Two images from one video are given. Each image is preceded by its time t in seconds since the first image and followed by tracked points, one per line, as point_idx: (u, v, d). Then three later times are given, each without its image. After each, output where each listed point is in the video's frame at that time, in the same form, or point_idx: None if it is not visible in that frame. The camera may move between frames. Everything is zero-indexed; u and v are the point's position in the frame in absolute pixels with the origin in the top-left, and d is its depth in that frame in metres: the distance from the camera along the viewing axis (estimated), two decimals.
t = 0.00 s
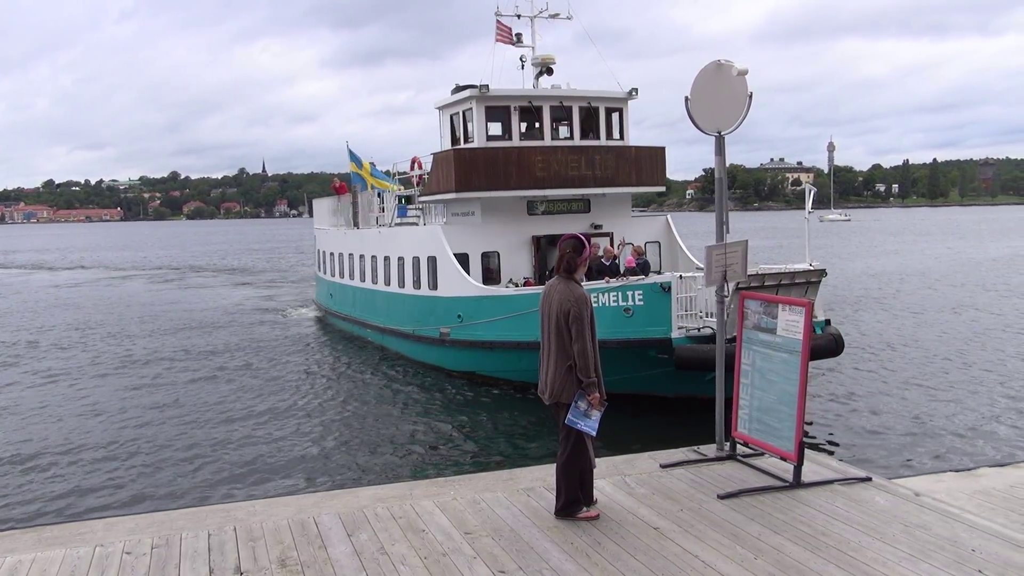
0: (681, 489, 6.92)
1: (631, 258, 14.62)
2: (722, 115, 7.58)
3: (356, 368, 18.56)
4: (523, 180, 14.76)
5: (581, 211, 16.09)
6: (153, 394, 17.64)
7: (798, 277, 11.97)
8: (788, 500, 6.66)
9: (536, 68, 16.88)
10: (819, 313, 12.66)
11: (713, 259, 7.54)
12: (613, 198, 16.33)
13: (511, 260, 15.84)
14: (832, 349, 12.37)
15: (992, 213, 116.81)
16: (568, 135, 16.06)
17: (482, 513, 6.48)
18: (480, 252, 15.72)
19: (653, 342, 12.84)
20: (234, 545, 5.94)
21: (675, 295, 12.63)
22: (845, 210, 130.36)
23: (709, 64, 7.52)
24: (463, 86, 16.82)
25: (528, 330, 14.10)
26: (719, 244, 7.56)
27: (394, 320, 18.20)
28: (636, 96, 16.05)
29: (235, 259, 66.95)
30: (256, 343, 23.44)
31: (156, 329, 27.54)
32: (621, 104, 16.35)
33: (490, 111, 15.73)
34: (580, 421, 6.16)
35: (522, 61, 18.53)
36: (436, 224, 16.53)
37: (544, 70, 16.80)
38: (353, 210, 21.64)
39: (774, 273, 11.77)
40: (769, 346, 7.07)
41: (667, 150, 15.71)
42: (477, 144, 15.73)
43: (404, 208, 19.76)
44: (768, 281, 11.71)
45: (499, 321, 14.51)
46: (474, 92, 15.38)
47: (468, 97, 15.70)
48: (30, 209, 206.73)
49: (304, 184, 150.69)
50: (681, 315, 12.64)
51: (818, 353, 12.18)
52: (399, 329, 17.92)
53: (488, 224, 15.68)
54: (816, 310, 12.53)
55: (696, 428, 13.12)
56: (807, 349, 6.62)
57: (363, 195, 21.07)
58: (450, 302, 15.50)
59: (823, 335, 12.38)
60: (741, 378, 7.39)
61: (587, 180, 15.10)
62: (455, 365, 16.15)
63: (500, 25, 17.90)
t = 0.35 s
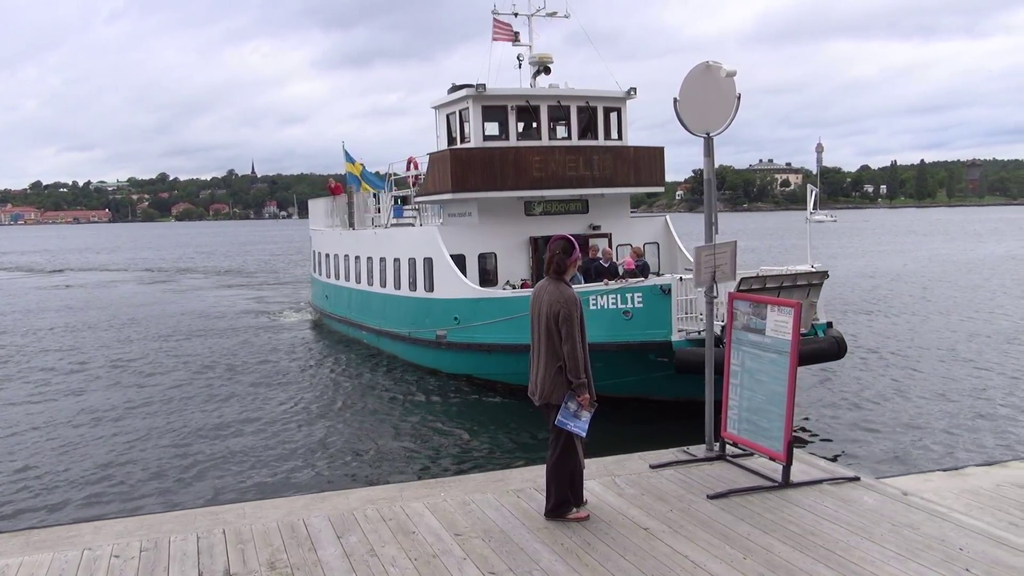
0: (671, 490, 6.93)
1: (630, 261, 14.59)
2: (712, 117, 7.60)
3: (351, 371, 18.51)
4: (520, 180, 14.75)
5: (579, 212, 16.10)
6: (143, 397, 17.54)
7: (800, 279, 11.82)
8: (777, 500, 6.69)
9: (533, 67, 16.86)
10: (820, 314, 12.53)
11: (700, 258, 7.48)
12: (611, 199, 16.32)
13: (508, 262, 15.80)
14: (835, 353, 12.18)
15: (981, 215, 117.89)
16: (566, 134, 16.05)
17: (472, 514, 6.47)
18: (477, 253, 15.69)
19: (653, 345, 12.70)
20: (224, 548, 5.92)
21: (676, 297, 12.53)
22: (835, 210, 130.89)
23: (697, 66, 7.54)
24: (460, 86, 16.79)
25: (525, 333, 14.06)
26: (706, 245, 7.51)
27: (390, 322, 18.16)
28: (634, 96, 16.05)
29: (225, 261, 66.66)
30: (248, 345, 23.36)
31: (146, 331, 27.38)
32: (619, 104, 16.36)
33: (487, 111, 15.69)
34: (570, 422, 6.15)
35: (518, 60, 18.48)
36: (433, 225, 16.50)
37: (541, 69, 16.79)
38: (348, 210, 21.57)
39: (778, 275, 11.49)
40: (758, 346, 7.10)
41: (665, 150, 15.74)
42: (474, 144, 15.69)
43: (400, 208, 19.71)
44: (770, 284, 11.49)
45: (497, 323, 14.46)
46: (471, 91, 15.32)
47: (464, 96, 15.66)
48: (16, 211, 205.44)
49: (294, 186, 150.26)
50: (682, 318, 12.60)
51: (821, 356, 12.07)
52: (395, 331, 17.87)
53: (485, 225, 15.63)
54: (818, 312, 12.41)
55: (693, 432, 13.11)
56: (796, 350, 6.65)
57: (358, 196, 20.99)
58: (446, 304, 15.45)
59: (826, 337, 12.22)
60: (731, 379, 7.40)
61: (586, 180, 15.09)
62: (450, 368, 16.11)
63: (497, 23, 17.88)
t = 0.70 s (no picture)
0: (660, 491, 6.95)
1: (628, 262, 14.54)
2: (700, 118, 7.62)
3: (343, 374, 18.47)
4: (518, 181, 14.67)
5: (576, 213, 16.08)
6: (133, 400, 17.44)
7: (801, 282, 11.52)
8: (765, 500, 6.71)
9: (531, 66, 16.86)
10: (821, 316, 12.39)
11: (691, 261, 7.52)
12: (610, 201, 16.27)
13: (505, 263, 15.74)
14: (837, 356, 12.10)
15: (967, 216, 118.62)
16: (564, 135, 16.02)
17: (462, 516, 6.47)
18: (473, 254, 15.65)
19: (652, 349, 12.51)
20: (212, 551, 5.90)
21: (676, 299, 12.31)
22: (824, 212, 131.47)
23: (685, 68, 7.55)
24: (457, 85, 16.75)
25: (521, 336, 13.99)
26: (697, 246, 7.57)
27: (384, 324, 18.09)
28: (633, 97, 16.04)
29: (217, 262, 66.30)
30: (240, 347, 23.26)
31: (137, 333, 27.23)
32: (617, 104, 16.31)
33: (484, 111, 15.68)
34: (560, 424, 6.14)
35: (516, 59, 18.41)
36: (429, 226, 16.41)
37: (540, 68, 16.80)
38: (344, 211, 21.50)
39: (779, 278, 11.40)
40: (746, 348, 7.12)
41: (663, 150, 15.66)
42: (470, 144, 15.67)
43: (396, 210, 19.63)
44: (772, 287, 11.39)
45: (493, 326, 14.39)
46: (469, 91, 15.28)
47: (461, 95, 15.62)
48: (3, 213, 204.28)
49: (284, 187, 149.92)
50: (681, 320, 12.41)
51: (823, 359, 11.96)
52: (390, 334, 17.79)
53: (481, 226, 15.55)
54: (821, 314, 12.29)
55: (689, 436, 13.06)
56: (784, 350, 6.68)
57: (353, 198, 20.83)
58: (442, 306, 15.36)
59: (828, 340, 12.11)
60: (719, 380, 7.42)
61: (583, 181, 14.97)
62: (445, 370, 16.03)
63: (494, 22, 17.87)
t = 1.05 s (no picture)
0: (648, 491, 6.96)
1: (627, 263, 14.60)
2: (688, 119, 7.64)
3: (334, 377, 18.42)
4: (514, 181, 14.57)
5: (574, 214, 16.03)
6: (122, 403, 17.36)
7: (803, 284, 11.49)
8: (753, 500, 6.74)
9: (528, 65, 16.84)
10: (823, 318, 12.24)
11: (679, 262, 7.52)
12: (607, 201, 16.26)
13: (502, 264, 15.66)
14: (837, 359, 11.88)
15: (953, 218, 119.35)
16: (560, 134, 15.98)
17: (451, 518, 6.45)
18: (470, 255, 15.58)
19: (650, 351, 12.47)
20: (198, 553, 5.87)
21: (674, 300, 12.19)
22: (813, 213, 132.03)
23: (674, 69, 7.59)
24: (452, 85, 16.70)
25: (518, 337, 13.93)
26: (685, 247, 7.57)
27: (379, 326, 18.00)
28: (630, 96, 16.03)
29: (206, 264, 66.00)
30: (231, 349, 23.15)
31: (127, 335, 27.07)
32: (615, 103, 16.28)
33: (480, 111, 15.64)
34: (549, 425, 6.14)
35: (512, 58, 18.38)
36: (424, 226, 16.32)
37: (537, 68, 16.80)
38: (339, 211, 21.45)
39: (779, 279, 11.43)
40: (734, 348, 7.15)
41: (661, 151, 15.63)
42: (467, 144, 15.61)
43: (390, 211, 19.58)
44: (773, 289, 11.41)
45: (490, 327, 14.33)
46: (464, 89, 15.27)
47: (457, 95, 15.58)
48: None
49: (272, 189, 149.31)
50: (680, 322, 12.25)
51: (823, 363, 11.79)
52: (384, 336, 17.69)
53: (478, 227, 15.48)
54: (822, 316, 12.21)
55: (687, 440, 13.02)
56: (771, 351, 6.71)
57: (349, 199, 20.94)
58: (437, 308, 15.29)
59: (829, 343, 11.93)
60: (708, 381, 7.44)
61: (580, 181, 14.89)
62: (441, 373, 15.92)
63: (490, 20, 17.85)
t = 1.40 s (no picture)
0: (637, 492, 6.97)
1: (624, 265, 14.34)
2: (676, 121, 7.66)
3: (325, 378, 18.36)
4: (511, 181, 14.51)
5: (572, 215, 15.96)
6: (110, 404, 17.27)
7: (804, 285, 11.52)
8: (741, 500, 6.76)
9: (525, 65, 16.86)
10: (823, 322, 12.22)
11: (667, 263, 7.54)
12: (604, 203, 16.24)
13: (497, 265, 15.63)
14: (840, 361, 11.93)
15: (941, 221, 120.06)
16: (558, 135, 15.93)
17: (439, 519, 6.45)
18: (466, 257, 15.57)
19: (650, 355, 12.42)
20: (185, 555, 5.84)
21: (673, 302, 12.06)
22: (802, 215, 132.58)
23: (661, 71, 7.62)
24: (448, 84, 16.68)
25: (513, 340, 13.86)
26: (674, 249, 7.59)
27: (373, 328, 17.94)
28: (629, 96, 16.04)
29: (195, 264, 65.74)
30: (221, 350, 23.05)
31: (116, 336, 26.94)
32: (613, 103, 16.29)
33: (476, 110, 15.61)
34: (538, 426, 6.15)
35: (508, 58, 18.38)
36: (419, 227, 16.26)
37: (534, 67, 16.81)
38: (333, 212, 21.41)
39: (782, 281, 11.39)
40: (722, 350, 7.17)
41: (659, 151, 15.62)
42: (463, 144, 15.59)
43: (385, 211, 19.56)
44: (774, 291, 11.41)
45: (486, 329, 14.27)
46: (460, 88, 15.23)
47: (453, 94, 15.55)
48: None
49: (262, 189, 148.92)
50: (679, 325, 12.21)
51: (825, 365, 11.80)
52: (379, 338, 17.61)
53: (474, 228, 15.46)
54: (823, 318, 12.19)
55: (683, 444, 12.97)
56: (759, 352, 6.73)
57: (344, 201, 21.03)
58: (432, 310, 15.21)
59: (829, 347, 11.95)
60: (696, 382, 7.46)
61: (577, 181, 14.87)
62: (436, 376, 15.86)
63: (486, 20, 17.85)
